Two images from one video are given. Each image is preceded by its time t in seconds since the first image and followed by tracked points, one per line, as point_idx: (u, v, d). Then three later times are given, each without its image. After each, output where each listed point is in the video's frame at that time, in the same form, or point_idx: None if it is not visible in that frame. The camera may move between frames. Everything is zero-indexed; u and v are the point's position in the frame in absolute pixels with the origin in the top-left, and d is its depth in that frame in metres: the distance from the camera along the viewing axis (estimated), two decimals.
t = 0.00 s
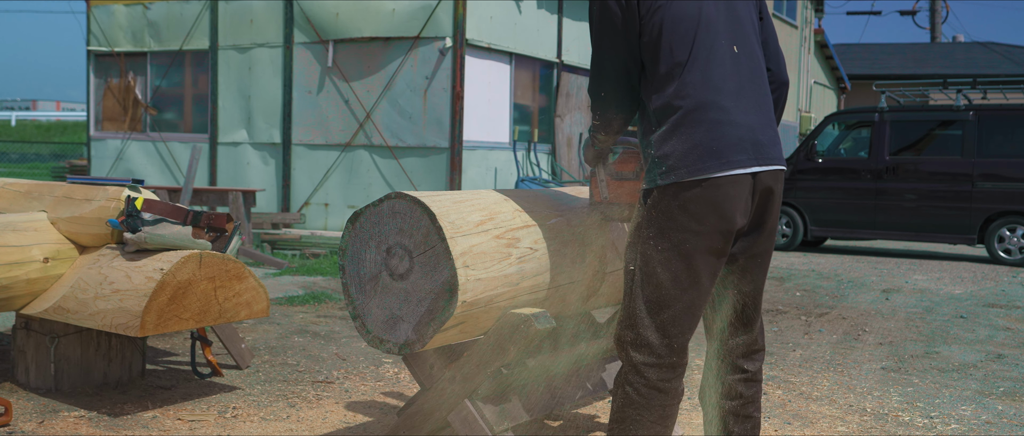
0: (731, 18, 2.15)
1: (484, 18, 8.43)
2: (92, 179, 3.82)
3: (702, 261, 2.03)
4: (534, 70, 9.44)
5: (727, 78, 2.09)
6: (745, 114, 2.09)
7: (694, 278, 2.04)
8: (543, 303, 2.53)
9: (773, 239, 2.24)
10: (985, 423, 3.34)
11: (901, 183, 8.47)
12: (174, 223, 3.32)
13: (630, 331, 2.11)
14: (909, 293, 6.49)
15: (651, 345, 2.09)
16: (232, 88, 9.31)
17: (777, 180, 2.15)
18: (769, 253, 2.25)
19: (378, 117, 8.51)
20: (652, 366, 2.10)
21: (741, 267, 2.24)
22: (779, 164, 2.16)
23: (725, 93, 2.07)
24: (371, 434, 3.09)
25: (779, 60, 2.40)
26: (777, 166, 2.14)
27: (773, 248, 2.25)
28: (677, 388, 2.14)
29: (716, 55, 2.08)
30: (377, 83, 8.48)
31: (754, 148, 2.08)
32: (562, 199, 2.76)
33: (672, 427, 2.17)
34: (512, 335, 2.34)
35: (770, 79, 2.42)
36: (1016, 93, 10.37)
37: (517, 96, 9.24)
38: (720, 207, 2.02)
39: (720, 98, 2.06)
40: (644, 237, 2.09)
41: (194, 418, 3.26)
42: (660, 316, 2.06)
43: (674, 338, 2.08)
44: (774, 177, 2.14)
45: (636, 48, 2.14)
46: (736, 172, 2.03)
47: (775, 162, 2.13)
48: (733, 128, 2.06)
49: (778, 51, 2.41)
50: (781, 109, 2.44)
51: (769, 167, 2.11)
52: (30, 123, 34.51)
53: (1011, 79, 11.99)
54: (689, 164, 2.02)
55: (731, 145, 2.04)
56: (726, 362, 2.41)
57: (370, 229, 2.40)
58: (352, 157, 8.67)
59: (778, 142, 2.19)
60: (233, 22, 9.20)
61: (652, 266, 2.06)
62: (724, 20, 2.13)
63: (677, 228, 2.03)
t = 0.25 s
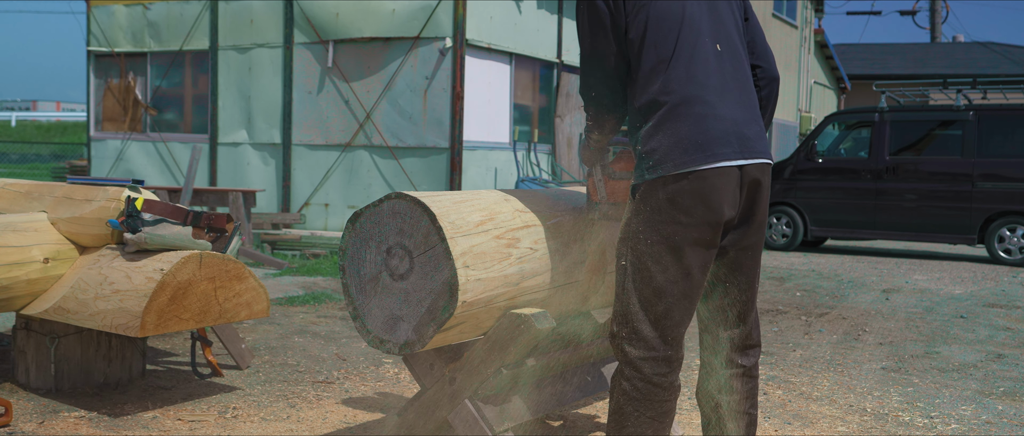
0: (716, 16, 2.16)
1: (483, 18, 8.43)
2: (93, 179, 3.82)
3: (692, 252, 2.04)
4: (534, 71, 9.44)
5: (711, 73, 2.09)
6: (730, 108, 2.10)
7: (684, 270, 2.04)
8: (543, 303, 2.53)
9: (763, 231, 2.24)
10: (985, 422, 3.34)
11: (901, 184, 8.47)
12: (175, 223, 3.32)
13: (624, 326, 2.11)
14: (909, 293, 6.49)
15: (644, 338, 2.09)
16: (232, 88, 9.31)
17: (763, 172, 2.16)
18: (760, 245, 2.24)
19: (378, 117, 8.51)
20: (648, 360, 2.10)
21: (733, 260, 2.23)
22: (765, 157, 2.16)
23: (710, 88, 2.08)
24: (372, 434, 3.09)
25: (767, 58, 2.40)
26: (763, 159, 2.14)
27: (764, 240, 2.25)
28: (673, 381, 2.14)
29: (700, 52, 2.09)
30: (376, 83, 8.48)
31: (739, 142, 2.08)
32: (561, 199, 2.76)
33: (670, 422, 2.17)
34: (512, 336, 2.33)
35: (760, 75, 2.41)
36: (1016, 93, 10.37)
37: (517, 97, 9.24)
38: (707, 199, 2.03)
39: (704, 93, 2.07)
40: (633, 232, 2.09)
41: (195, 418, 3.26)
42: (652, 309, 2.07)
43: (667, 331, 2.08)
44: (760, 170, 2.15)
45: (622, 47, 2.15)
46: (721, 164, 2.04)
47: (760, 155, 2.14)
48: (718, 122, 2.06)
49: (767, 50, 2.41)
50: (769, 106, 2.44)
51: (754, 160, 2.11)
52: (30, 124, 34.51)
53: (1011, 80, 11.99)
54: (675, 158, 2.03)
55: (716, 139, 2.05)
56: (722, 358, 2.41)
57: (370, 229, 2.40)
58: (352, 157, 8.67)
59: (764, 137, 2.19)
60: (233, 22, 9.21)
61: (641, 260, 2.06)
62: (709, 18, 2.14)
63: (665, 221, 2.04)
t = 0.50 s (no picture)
0: (709, 16, 2.17)
1: (484, 18, 8.43)
2: (93, 180, 3.82)
3: (688, 248, 2.04)
4: (534, 71, 9.44)
5: (705, 71, 2.10)
6: (724, 105, 2.10)
7: (681, 265, 2.04)
8: (543, 304, 2.53)
9: (760, 226, 2.24)
10: (985, 423, 3.34)
11: (901, 184, 8.47)
12: (175, 224, 3.32)
13: (623, 323, 2.11)
14: (909, 293, 6.49)
15: (643, 335, 2.09)
16: (232, 89, 9.32)
17: (759, 167, 2.15)
18: (758, 240, 2.24)
19: (377, 117, 8.51)
20: (647, 357, 2.10)
21: (731, 256, 2.23)
22: (761, 153, 2.16)
23: (704, 86, 2.08)
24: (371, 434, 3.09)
25: (764, 56, 2.41)
26: (758, 154, 2.14)
27: (761, 234, 2.25)
28: (673, 378, 2.13)
29: (693, 51, 2.10)
30: (376, 84, 8.48)
31: (733, 138, 2.08)
32: (561, 199, 2.76)
33: (670, 419, 2.17)
34: (512, 336, 2.33)
35: (758, 73, 2.42)
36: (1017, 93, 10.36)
37: (517, 97, 9.25)
38: (702, 194, 2.03)
39: (698, 91, 2.08)
40: (630, 229, 2.10)
41: (195, 419, 3.26)
42: (650, 305, 2.07)
43: (666, 327, 2.08)
44: (756, 165, 2.14)
45: (617, 48, 2.16)
46: (716, 160, 2.04)
47: (756, 151, 2.13)
48: (712, 119, 2.06)
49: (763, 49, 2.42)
50: (766, 104, 2.44)
51: (749, 155, 2.11)
52: (30, 124, 34.53)
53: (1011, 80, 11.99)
54: (670, 154, 2.04)
55: (710, 135, 2.05)
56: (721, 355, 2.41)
57: (370, 229, 2.40)
58: (352, 158, 8.67)
59: (759, 133, 2.19)
60: (233, 23, 9.21)
61: (639, 256, 2.07)
62: (702, 18, 2.15)
63: (661, 217, 2.04)
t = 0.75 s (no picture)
0: (713, 17, 2.18)
1: (484, 18, 8.43)
2: (93, 180, 3.82)
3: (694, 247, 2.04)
4: (534, 72, 9.45)
5: (710, 72, 2.11)
6: (730, 105, 2.11)
7: (687, 264, 2.04)
8: (544, 304, 2.53)
9: (765, 225, 2.24)
10: (985, 423, 3.34)
11: (901, 184, 8.47)
12: (175, 224, 3.32)
13: (627, 322, 2.11)
14: (909, 294, 6.49)
15: (647, 334, 2.09)
16: (232, 89, 9.32)
17: (765, 166, 2.16)
18: (763, 240, 2.25)
19: (377, 117, 8.51)
20: (650, 356, 2.10)
21: (736, 254, 2.24)
22: (767, 152, 2.17)
23: (709, 87, 2.09)
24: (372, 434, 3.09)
25: (766, 55, 2.42)
26: (764, 153, 2.15)
27: (766, 235, 2.25)
28: (675, 378, 2.13)
29: (699, 53, 2.11)
30: (377, 84, 8.48)
31: (739, 138, 2.09)
32: (562, 199, 2.76)
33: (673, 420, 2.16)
34: (512, 337, 2.33)
35: (760, 73, 2.42)
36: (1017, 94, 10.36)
37: (517, 97, 9.25)
38: (709, 193, 2.03)
39: (704, 91, 2.08)
40: (636, 228, 2.10)
41: (195, 419, 3.26)
42: (655, 303, 2.07)
43: (670, 326, 2.08)
44: (763, 164, 2.15)
45: (623, 48, 2.15)
46: (723, 159, 2.04)
47: (762, 150, 2.14)
48: (718, 119, 2.07)
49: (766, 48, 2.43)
50: (768, 103, 2.45)
51: (756, 154, 2.12)
52: (31, 124, 34.55)
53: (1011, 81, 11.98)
54: (677, 154, 2.04)
55: (717, 134, 2.05)
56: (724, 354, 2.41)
57: (370, 229, 2.40)
58: (352, 158, 8.67)
59: (764, 133, 2.20)
60: (233, 23, 9.21)
61: (644, 254, 2.07)
62: (707, 19, 2.17)
63: (668, 215, 2.05)
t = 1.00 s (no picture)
0: (719, 19, 2.19)
1: (483, 20, 8.43)
2: (92, 181, 3.82)
3: (702, 248, 2.04)
4: (534, 73, 9.45)
5: (718, 74, 2.12)
6: (737, 107, 2.12)
7: (695, 265, 2.04)
8: (543, 305, 2.53)
9: (770, 226, 2.25)
10: (985, 424, 3.34)
11: (901, 185, 8.47)
12: (175, 225, 3.30)
13: (632, 322, 2.11)
14: (910, 295, 6.49)
15: (653, 334, 2.08)
16: (233, 90, 9.32)
17: (772, 167, 2.17)
18: (768, 240, 2.25)
19: (377, 118, 8.51)
20: (655, 356, 2.09)
21: (741, 255, 2.24)
22: (773, 153, 2.18)
23: (717, 89, 2.10)
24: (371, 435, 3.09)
25: (769, 57, 2.42)
26: (771, 154, 2.16)
27: (771, 235, 2.26)
28: (679, 378, 2.13)
29: (706, 55, 2.12)
30: (377, 85, 8.48)
31: (747, 139, 2.10)
32: (562, 201, 2.76)
33: (675, 420, 2.17)
34: (512, 338, 2.32)
35: (763, 75, 2.43)
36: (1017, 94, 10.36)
37: (517, 98, 9.25)
38: (717, 195, 2.04)
39: (711, 93, 2.09)
40: (644, 228, 2.10)
41: (195, 420, 3.26)
42: (662, 303, 2.07)
43: (676, 326, 2.08)
44: (770, 165, 2.16)
45: (630, 49, 2.15)
46: (731, 161, 2.05)
47: (769, 151, 2.15)
48: (726, 120, 2.08)
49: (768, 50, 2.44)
50: (772, 104, 2.45)
51: (764, 155, 2.13)
52: (31, 125, 34.54)
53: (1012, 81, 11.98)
54: (686, 155, 2.04)
55: (725, 136, 2.06)
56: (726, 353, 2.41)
57: (370, 231, 2.40)
58: (352, 159, 8.67)
59: (770, 135, 2.21)
60: (233, 24, 9.22)
61: (652, 255, 2.07)
62: (713, 21, 2.18)
63: (676, 216, 2.05)
